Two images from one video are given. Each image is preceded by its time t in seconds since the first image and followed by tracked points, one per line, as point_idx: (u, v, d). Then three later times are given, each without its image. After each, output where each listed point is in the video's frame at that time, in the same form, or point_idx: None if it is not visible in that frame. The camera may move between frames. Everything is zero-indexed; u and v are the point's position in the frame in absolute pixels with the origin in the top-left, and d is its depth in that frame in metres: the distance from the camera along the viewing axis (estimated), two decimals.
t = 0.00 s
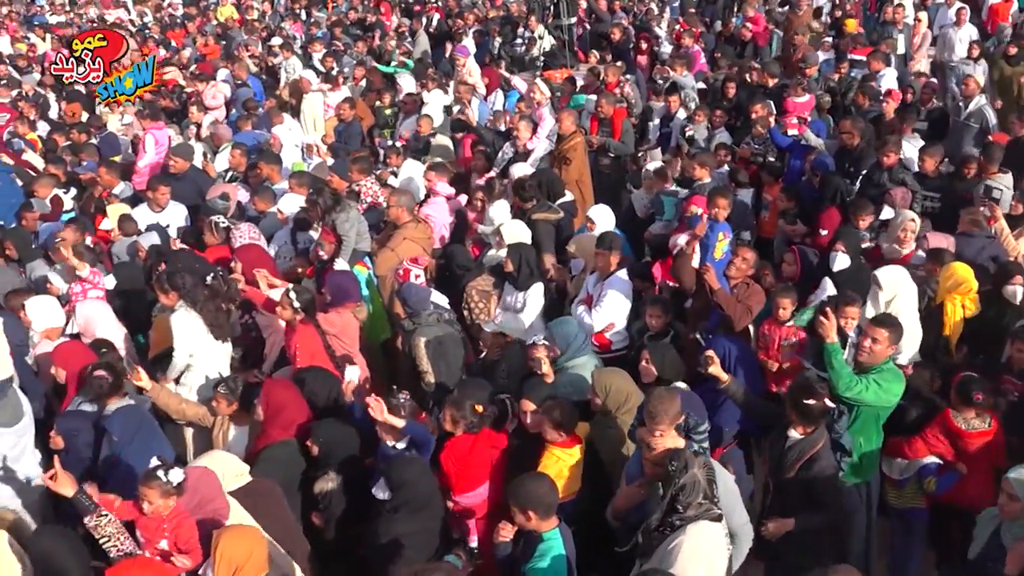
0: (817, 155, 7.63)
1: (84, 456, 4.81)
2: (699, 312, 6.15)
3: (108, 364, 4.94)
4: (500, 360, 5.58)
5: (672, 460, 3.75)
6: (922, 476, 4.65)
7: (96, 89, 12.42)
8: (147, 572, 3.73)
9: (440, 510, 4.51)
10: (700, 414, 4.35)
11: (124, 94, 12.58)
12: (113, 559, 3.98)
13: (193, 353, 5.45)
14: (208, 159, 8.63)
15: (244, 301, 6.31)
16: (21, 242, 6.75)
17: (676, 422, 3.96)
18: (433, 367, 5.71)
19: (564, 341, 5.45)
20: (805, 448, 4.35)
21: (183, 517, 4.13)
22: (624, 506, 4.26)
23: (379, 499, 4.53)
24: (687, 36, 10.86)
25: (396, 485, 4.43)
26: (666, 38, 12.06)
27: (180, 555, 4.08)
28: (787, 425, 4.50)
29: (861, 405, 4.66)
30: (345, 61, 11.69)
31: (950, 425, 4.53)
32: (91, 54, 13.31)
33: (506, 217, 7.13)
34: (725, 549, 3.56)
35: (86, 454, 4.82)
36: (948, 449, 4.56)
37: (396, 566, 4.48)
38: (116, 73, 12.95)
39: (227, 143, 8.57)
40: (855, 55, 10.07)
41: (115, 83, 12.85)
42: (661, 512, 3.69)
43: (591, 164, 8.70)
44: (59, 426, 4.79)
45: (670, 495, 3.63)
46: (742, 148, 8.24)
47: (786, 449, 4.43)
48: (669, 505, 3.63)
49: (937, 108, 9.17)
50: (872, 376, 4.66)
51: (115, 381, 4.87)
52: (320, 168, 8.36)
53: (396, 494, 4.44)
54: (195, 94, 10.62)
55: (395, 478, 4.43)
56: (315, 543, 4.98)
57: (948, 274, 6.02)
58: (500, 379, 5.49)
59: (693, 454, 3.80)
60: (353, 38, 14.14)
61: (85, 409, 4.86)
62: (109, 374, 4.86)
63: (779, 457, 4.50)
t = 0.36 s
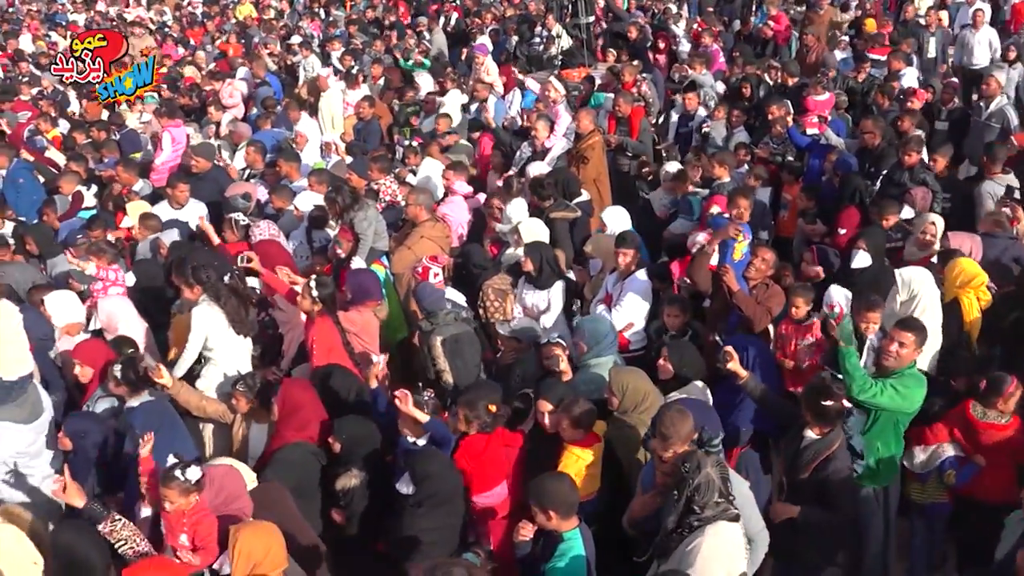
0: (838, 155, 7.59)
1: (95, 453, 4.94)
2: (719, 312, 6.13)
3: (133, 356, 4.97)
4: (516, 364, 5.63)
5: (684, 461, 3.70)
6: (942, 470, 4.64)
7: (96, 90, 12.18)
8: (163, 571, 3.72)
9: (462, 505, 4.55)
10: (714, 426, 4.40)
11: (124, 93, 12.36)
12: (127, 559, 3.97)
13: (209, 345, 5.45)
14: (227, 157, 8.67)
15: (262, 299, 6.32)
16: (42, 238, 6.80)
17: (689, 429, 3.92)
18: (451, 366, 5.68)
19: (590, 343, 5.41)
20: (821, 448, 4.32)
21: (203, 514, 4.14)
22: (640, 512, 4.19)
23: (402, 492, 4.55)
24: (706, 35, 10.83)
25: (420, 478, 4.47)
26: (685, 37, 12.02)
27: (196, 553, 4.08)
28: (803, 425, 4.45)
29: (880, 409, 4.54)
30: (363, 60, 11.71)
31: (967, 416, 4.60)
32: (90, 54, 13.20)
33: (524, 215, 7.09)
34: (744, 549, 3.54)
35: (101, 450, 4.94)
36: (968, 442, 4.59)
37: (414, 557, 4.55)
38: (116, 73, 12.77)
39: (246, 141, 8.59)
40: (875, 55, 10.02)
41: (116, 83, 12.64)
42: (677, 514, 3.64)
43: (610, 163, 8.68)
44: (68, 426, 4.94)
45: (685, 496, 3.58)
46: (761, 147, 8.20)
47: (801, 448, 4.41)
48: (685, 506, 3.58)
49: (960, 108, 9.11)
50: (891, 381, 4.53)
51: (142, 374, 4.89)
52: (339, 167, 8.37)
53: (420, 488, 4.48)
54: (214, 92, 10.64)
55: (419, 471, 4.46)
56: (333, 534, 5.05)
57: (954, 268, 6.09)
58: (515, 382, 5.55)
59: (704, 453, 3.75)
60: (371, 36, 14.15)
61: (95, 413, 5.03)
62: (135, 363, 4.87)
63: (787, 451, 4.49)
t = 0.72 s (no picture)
0: (854, 155, 7.55)
1: (80, 472, 4.80)
2: (735, 312, 6.14)
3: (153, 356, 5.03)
4: (529, 364, 5.59)
5: (707, 466, 3.70)
6: (966, 467, 4.64)
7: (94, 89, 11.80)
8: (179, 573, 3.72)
9: (482, 503, 4.56)
10: (732, 426, 4.28)
11: (124, 93, 12.06)
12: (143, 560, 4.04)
13: (221, 342, 5.46)
14: (243, 156, 8.69)
15: (277, 297, 6.33)
16: (61, 235, 6.84)
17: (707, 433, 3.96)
18: (469, 363, 5.69)
19: (612, 343, 5.36)
20: (833, 439, 4.34)
21: (218, 513, 4.13)
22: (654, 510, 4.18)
23: (422, 492, 4.60)
24: (722, 34, 10.80)
25: (441, 476, 4.50)
26: (701, 36, 11.98)
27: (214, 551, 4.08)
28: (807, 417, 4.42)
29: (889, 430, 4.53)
30: (379, 58, 11.73)
31: (993, 413, 4.52)
32: (91, 53, 12.89)
33: (539, 214, 7.06)
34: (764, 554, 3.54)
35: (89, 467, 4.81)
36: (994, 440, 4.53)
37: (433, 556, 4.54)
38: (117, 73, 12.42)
39: (262, 140, 8.61)
40: (893, 54, 9.97)
41: (116, 83, 12.27)
42: (698, 518, 3.62)
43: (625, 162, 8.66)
44: (58, 442, 4.81)
45: (706, 502, 3.56)
46: (778, 147, 8.17)
47: (810, 442, 4.39)
48: (706, 511, 3.57)
49: (979, 108, 9.05)
50: (913, 390, 4.47)
51: (162, 374, 4.97)
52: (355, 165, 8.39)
53: (441, 486, 4.51)
54: (229, 91, 10.66)
55: (440, 469, 4.50)
56: (350, 535, 5.06)
57: (952, 267, 6.03)
58: (529, 385, 5.49)
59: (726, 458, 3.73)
60: (385, 35, 14.18)
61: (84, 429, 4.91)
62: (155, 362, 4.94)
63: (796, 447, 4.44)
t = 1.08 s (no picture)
0: (870, 154, 7.52)
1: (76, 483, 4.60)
2: (748, 312, 6.12)
3: (166, 349, 5.03)
4: (541, 360, 5.62)
5: (736, 474, 3.58)
6: (976, 460, 4.68)
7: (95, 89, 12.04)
8: (194, 572, 3.71)
9: (498, 502, 4.58)
10: (750, 421, 4.58)
11: (122, 92, 12.31)
12: (157, 556, 4.04)
13: (238, 345, 5.48)
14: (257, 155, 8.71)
15: (290, 296, 6.35)
16: (78, 232, 6.86)
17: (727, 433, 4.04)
18: (487, 360, 5.70)
19: (627, 343, 5.32)
20: (836, 434, 4.35)
21: (230, 510, 4.14)
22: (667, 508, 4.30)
23: (439, 491, 4.58)
24: (736, 33, 10.76)
25: (459, 474, 4.50)
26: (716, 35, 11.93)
27: (230, 547, 4.11)
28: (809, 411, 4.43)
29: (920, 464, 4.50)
30: (392, 57, 11.73)
31: (1004, 406, 4.47)
32: (91, 54, 13.18)
33: (552, 213, 7.09)
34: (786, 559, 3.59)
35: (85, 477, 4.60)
36: (1004, 434, 4.49)
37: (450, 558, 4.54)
38: (116, 73, 12.62)
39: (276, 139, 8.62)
40: (910, 53, 9.92)
41: (115, 83, 12.47)
42: (725, 525, 3.62)
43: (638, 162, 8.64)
44: (53, 451, 4.61)
45: (736, 510, 3.55)
46: (792, 147, 8.15)
47: (814, 435, 4.39)
48: (735, 519, 3.56)
49: (996, 108, 8.99)
50: (918, 396, 4.42)
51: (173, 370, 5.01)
52: (369, 164, 8.40)
53: (459, 484, 4.50)
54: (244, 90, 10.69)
55: (458, 467, 4.50)
56: (360, 535, 5.08)
57: (948, 266, 5.95)
58: (543, 381, 5.55)
59: (755, 463, 3.67)
60: (398, 34, 14.18)
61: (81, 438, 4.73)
62: (167, 356, 5.00)
63: (801, 442, 4.43)
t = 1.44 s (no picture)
0: (884, 155, 7.48)
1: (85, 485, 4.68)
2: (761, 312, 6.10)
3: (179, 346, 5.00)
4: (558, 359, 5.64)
5: (748, 475, 3.63)
6: (981, 452, 4.73)
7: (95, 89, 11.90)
8: (207, 568, 3.70)
9: (512, 503, 4.61)
10: (763, 413, 4.67)
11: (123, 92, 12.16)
12: (174, 551, 4.00)
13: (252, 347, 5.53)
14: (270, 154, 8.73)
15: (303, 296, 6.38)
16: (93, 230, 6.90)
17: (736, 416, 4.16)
18: (500, 361, 5.67)
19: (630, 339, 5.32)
20: (846, 429, 4.38)
21: (246, 509, 4.15)
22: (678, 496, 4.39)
23: (453, 489, 4.59)
24: (749, 33, 10.71)
25: (475, 473, 4.51)
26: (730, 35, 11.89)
27: (244, 544, 4.07)
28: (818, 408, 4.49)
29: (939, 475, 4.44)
30: (405, 56, 11.73)
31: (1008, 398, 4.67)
32: (90, 54, 12.93)
33: (565, 212, 7.09)
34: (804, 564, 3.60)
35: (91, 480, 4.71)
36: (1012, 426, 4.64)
37: (462, 560, 4.55)
38: (117, 72, 12.46)
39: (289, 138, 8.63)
40: (925, 53, 9.87)
41: (114, 82, 12.41)
42: (739, 531, 3.65)
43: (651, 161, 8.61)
44: (62, 450, 4.78)
45: (748, 513, 3.58)
46: (806, 147, 8.11)
47: (824, 432, 4.41)
48: (748, 521, 3.60)
49: (1012, 108, 8.92)
50: (937, 403, 4.36)
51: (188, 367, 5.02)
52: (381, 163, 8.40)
53: (474, 481, 4.51)
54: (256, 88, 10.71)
55: (474, 466, 4.51)
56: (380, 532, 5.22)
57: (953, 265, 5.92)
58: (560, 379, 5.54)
59: (770, 466, 3.68)
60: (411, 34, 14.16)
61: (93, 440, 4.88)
62: (182, 354, 4.98)
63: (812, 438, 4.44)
